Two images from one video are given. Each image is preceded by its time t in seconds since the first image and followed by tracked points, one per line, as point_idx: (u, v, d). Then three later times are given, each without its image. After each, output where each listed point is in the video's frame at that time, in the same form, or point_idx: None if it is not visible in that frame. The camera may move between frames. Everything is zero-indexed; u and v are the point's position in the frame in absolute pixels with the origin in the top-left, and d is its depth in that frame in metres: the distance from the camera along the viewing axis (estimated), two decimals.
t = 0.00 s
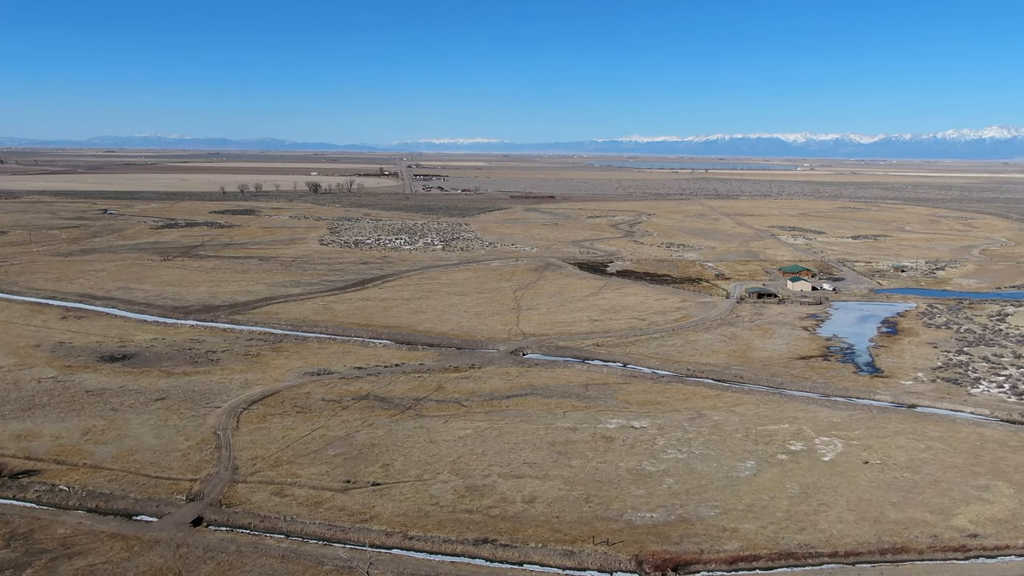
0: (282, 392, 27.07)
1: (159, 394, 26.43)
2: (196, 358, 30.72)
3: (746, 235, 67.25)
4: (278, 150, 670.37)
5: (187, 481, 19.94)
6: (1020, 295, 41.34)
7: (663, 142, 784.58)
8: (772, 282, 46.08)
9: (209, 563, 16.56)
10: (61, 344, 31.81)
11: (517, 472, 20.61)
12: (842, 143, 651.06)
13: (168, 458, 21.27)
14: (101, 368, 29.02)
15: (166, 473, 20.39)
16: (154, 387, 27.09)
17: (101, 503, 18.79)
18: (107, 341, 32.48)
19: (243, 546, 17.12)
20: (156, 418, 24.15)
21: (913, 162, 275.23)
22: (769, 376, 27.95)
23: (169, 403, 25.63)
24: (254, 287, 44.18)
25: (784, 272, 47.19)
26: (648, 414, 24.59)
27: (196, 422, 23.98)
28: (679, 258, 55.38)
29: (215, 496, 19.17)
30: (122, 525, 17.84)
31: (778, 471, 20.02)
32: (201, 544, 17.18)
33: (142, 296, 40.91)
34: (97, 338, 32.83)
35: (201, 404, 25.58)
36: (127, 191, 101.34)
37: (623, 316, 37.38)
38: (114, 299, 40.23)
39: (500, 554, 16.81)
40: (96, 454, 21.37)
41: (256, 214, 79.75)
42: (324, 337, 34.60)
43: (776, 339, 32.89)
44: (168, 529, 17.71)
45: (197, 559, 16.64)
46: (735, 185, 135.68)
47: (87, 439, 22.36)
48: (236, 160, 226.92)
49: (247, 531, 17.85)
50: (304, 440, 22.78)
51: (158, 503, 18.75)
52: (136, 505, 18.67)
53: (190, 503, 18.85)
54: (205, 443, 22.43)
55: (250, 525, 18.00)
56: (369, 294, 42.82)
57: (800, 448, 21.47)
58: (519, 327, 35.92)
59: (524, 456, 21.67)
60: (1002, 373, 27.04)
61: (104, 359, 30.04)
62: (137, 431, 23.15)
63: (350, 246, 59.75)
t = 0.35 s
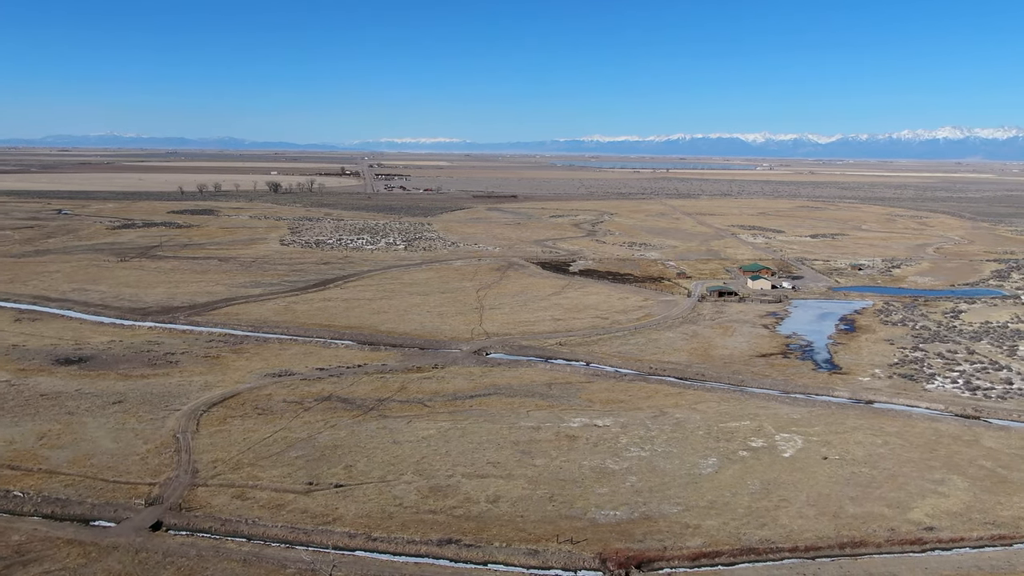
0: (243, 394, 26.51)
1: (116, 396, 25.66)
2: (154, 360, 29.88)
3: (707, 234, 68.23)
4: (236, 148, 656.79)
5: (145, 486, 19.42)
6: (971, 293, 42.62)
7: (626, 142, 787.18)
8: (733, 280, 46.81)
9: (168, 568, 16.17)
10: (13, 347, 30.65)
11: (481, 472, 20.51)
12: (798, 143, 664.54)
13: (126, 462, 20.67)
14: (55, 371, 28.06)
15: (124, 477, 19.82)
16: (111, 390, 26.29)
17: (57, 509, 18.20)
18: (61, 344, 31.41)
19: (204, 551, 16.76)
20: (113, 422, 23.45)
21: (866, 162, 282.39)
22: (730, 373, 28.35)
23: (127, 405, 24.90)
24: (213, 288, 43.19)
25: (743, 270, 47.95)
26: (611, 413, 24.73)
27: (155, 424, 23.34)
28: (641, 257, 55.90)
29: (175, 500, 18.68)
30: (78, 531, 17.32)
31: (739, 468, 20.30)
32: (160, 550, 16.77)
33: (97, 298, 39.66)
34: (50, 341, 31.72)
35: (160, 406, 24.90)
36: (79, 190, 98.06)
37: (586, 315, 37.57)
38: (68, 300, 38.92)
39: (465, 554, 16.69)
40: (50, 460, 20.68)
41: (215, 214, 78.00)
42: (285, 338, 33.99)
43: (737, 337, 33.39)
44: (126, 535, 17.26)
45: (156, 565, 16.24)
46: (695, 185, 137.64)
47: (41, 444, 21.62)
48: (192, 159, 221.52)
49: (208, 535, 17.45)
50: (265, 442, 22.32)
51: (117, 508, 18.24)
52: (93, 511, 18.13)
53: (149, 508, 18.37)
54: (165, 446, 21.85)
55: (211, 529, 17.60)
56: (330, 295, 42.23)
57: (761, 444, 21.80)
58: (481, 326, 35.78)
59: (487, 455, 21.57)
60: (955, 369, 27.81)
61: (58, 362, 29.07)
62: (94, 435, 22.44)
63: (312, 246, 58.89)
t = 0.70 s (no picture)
0: (204, 396, 25.90)
1: (72, 400, 24.88)
2: (112, 363, 28.99)
3: (670, 233, 69.01)
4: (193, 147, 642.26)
5: (104, 490, 18.89)
6: (927, 290, 43.81)
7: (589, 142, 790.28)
8: (695, 279, 47.39)
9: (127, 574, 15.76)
10: None
11: (446, 472, 20.37)
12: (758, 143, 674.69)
13: (83, 467, 20.07)
14: (8, 375, 27.10)
15: (81, 482, 19.25)
16: (67, 393, 25.48)
17: (11, 516, 17.62)
18: (15, 346, 30.34)
19: (164, 556, 16.37)
20: (70, 425, 22.74)
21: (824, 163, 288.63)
22: (693, 371, 28.69)
23: (84, 409, 24.17)
24: (172, 289, 42.15)
25: (705, 269, 48.58)
26: (575, 411, 24.81)
27: (114, 428, 22.68)
28: (605, 256, 56.28)
29: (134, 504, 18.20)
30: (34, 538, 16.79)
31: (703, 465, 20.53)
32: (120, 555, 16.33)
33: (52, 299, 38.38)
34: (3, 343, 30.61)
35: (119, 409, 24.19)
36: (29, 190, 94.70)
37: (550, 314, 37.66)
38: (21, 302, 37.60)
39: (430, 555, 16.54)
40: (4, 465, 20.00)
41: (174, 214, 76.12)
42: (247, 339, 33.32)
43: (699, 335, 33.82)
44: (84, 541, 16.78)
45: (114, 571, 15.82)
46: (658, 184, 138.98)
47: None
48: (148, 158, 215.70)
49: (169, 540, 17.05)
50: (227, 444, 21.84)
51: (74, 514, 17.72)
52: (50, 517, 17.58)
53: (108, 512, 17.88)
54: (124, 449, 21.26)
55: (172, 533, 17.20)
56: (293, 295, 41.55)
57: (723, 441, 22.08)
58: (445, 326, 35.57)
59: (452, 456, 21.42)
60: (912, 365, 28.54)
61: (12, 365, 28.08)
62: (50, 439, 21.73)
63: (273, 246, 57.92)
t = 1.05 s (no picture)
0: (166, 398, 25.26)
1: (29, 403, 24.07)
2: (72, 365, 28.11)
3: (635, 232, 69.59)
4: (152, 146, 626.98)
5: (64, 495, 18.35)
6: (887, 288, 44.84)
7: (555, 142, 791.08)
8: (659, 278, 47.83)
9: None
10: None
11: (413, 472, 20.19)
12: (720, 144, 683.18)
13: (42, 471, 19.48)
14: None
15: (40, 487, 18.68)
16: (24, 397, 24.63)
17: None
18: None
19: (126, 561, 15.98)
20: (27, 430, 22.02)
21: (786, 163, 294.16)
22: (659, 369, 28.94)
23: (42, 412, 23.42)
24: (133, 290, 41.04)
25: (670, 267, 49.09)
26: (541, 411, 24.82)
27: (73, 431, 22.04)
28: (570, 256, 56.50)
29: (95, 509, 17.73)
30: None
31: (669, 462, 20.71)
32: (80, 561, 15.90)
33: (6, 301, 37.05)
34: None
35: (79, 413, 23.50)
36: None
37: (516, 314, 37.65)
38: None
39: (397, 556, 16.37)
40: None
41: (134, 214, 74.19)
42: (210, 340, 32.61)
43: (664, 333, 34.14)
44: (42, 547, 16.29)
45: None
46: (623, 184, 139.75)
47: None
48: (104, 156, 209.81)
49: (131, 544, 16.65)
50: (191, 447, 21.36)
51: (33, 520, 17.18)
52: (7, 523, 17.02)
53: (68, 518, 17.38)
54: (84, 453, 20.67)
55: (135, 537, 16.80)
56: (257, 295, 40.81)
57: (689, 439, 22.29)
58: (411, 326, 35.30)
59: (418, 456, 21.24)
60: (873, 361, 29.20)
61: None
62: (8, 444, 21.04)
63: (236, 246, 56.87)
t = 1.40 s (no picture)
0: (125, 401, 24.63)
1: None
2: (26, 369, 27.20)
3: (598, 231, 70.08)
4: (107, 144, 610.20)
5: (18, 502, 17.81)
6: (846, 285, 45.84)
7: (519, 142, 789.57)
8: (623, 276, 48.25)
9: None
10: None
11: (378, 473, 19.95)
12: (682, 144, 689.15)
13: None
14: None
15: None
16: None
17: None
18: None
19: (84, 568, 15.56)
20: None
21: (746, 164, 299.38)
22: (623, 368, 29.15)
23: None
24: (88, 291, 39.82)
25: (633, 266, 49.51)
26: (506, 410, 24.79)
27: (28, 437, 21.39)
28: (534, 255, 56.64)
29: (52, 515, 17.26)
30: None
31: (633, 460, 20.86)
32: (37, 569, 15.47)
33: None
34: None
35: (34, 417, 22.79)
36: None
37: (480, 313, 37.57)
38: None
39: (361, 557, 16.19)
40: None
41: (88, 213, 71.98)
42: (170, 342, 31.83)
43: (628, 332, 34.41)
44: None
45: None
46: (586, 183, 140.39)
47: None
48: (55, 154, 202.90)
49: (89, 550, 16.24)
50: (151, 450, 20.87)
51: None
52: None
53: (23, 525, 16.89)
54: (40, 458, 20.08)
55: (93, 543, 16.39)
56: (218, 296, 39.97)
57: (653, 436, 22.49)
58: (374, 326, 34.93)
59: (382, 457, 21.00)
60: (833, 358, 29.85)
61: None
62: None
63: (196, 246, 55.65)
